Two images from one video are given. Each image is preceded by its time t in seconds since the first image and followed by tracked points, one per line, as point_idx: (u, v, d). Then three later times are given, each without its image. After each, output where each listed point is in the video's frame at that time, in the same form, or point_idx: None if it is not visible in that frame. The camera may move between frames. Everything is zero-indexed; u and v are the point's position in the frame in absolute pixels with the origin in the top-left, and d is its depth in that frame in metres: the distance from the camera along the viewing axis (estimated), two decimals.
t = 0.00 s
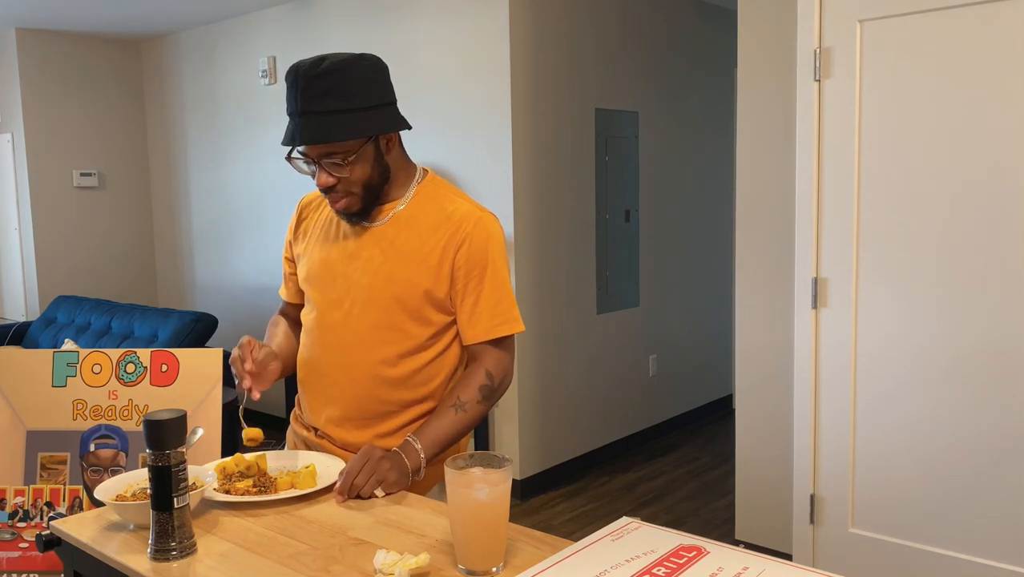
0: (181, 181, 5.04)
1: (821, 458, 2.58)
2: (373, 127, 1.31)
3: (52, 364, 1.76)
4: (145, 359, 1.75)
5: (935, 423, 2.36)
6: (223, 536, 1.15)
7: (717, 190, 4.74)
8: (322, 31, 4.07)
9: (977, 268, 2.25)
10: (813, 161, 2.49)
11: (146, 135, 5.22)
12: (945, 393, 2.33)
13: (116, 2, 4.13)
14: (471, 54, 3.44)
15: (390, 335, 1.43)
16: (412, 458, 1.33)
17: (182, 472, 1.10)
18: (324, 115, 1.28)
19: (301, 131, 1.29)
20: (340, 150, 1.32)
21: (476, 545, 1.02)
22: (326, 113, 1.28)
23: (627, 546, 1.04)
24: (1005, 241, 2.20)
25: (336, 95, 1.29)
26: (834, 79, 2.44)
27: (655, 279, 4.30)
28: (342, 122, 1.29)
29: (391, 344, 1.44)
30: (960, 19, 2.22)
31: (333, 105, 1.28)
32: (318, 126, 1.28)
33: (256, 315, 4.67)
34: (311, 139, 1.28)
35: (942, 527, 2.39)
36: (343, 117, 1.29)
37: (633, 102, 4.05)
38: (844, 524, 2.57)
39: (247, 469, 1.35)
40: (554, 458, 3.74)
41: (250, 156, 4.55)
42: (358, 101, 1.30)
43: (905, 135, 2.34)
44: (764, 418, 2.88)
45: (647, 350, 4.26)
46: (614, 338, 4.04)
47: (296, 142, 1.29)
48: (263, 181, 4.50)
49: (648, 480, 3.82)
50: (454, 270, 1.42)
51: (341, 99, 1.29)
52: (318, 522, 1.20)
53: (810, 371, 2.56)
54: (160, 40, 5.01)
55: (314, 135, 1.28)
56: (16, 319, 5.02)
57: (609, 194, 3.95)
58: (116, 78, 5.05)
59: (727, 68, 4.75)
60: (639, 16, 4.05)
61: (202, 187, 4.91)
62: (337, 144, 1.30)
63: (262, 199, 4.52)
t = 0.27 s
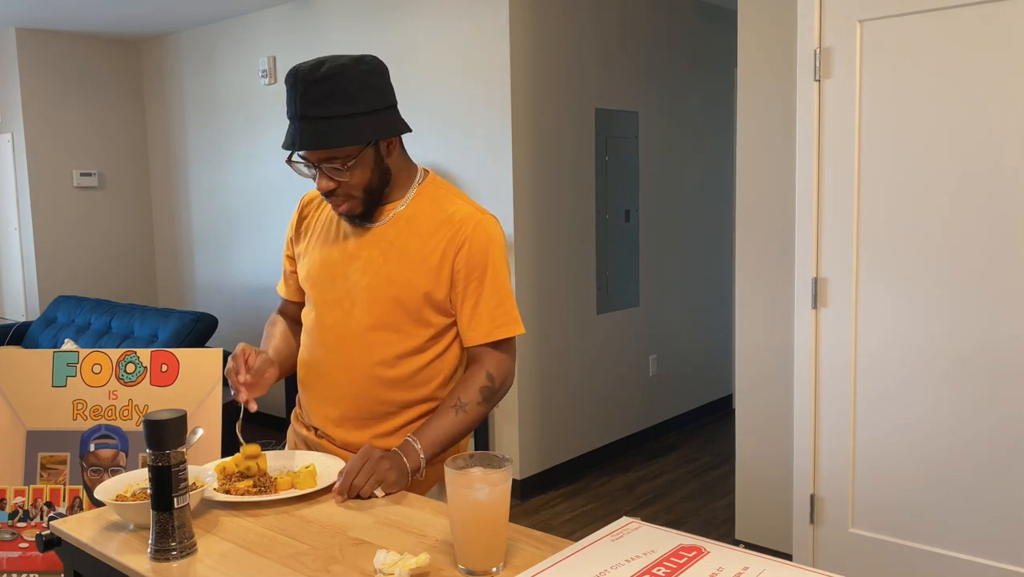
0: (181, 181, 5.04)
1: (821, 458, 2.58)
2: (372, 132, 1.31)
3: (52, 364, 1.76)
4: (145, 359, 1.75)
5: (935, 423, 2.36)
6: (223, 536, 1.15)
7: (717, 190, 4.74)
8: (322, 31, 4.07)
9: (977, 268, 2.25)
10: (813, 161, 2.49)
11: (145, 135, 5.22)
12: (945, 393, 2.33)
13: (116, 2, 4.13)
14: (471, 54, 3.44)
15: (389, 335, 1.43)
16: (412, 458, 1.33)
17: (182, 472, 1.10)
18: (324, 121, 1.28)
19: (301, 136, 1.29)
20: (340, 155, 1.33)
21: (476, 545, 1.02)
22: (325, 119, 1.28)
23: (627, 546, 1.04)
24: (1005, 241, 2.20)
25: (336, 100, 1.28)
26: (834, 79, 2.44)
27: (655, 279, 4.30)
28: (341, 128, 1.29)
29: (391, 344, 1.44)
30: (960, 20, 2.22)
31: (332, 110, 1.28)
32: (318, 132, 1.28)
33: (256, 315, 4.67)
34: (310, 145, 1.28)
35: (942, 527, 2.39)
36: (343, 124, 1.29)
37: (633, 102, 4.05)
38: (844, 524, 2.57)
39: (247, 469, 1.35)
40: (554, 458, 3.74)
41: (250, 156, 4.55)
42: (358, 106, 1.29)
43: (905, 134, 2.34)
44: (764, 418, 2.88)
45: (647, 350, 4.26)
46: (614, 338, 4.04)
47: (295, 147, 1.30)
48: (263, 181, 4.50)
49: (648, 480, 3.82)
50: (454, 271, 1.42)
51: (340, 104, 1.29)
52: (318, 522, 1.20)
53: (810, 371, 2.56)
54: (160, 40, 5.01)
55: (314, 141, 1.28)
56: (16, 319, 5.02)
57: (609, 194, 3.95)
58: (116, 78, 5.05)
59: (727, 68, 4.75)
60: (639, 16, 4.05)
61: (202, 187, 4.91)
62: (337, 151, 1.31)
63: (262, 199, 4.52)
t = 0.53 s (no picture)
0: (181, 181, 5.04)
1: (821, 458, 2.58)
2: (374, 134, 1.31)
3: (52, 364, 1.76)
4: (145, 359, 1.75)
5: (935, 423, 2.36)
6: (223, 536, 1.15)
7: (717, 191, 4.74)
8: (322, 31, 4.07)
9: (977, 268, 2.25)
10: (813, 161, 2.49)
11: (146, 135, 5.22)
12: (945, 394, 2.33)
13: (116, 2, 4.13)
14: (471, 54, 3.44)
15: (389, 335, 1.44)
16: (412, 459, 1.33)
17: (182, 472, 1.10)
18: (325, 123, 1.28)
19: (303, 138, 1.29)
20: (341, 157, 1.33)
21: (476, 545, 1.02)
22: (327, 121, 1.28)
23: (627, 546, 1.04)
24: (1005, 241, 2.20)
25: (337, 102, 1.28)
26: (834, 79, 2.44)
27: (655, 279, 4.30)
28: (343, 130, 1.29)
29: (391, 344, 1.44)
30: (960, 19, 2.22)
31: (334, 112, 1.28)
32: (320, 134, 1.28)
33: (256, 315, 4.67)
34: (312, 147, 1.28)
35: (942, 528, 2.39)
36: (345, 126, 1.29)
37: (633, 102, 4.05)
38: (843, 524, 2.57)
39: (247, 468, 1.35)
40: (554, 458, 3.74)
41: (250, 156, 4.55)
42: (360, 108, 1.29)
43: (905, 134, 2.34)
44: (764, 418, 2.88)
45: (647, 350, 4.26)
46: (614, 338, 4.04)
47: (297, 149, 1.30)
48: (263, 182, 4.50)
49: (648, 481, 3.82)
50: (454, 272, 1.42)
51: (341, 106, 1.29)
52: (318, 522, 1.20)
53: (810, 371, 2.56)
54: (161, 40, 5.01)
55: (315, 143, 1.28)
56: (16, 319, 5.02)
57: (609, 194, 3.95)
58: (116, 78, 5.05)
59: (727, 68, 4.75)
60: (639, 16, 4.05)
61: (202, 187, 4.91)
62: (338, 153, 1.31)
63: (262, 199, 4.53)
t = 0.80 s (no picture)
0: (181, 180, 5.04)
1: (821, 458, 2.58)
2: (379, 138, 1.31)
3: (52, 364, 1.76)
4: (145, 359, 1.75)
5: (934, 423, 2.36)
6: (223, 536, 1.15)
7: (717, 190, 4.74)
8: (322, 31, 4.07)
9: (977, 267, 2.25)
10: (813, 160, 2.49)
11: (145, 135, 5.22)
12: (945, 394, 2.33)
13: (116, 2, 4.13)
14: (471, 54, 3.44)
15: (390, 337, 1.44)
16: (412, 458, 1.33)
17: (182, 472, 1.10)
18: (331, 125, 1.28)
19: (308, 140, 1.29)
20: (346, 160, 1.32)
21: (476, 545, 1.02)
22: (332, 123, 1.28)
23: (627, 546, 1.04)
24: (1005, 241, 2.20)
25: (344, 105, 1.28)
26: (834, 79, 2.44)
27: (655, 279, 4.30)
28: (349, 134, 1.29)
29: (392, 346, 1.44)
30: (960, 19, 2.22)
31: (339, 114, 1.28)
32: (326, 137, 1.28)
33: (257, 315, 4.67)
34: (317, 149, 1.28)
35: (942, 528, 2.39)
36: (350, 129, 1.29)
37: (633, 102, 4.05)
38: (843, 525, 2.57)
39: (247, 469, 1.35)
40: (554, 458, 3.74)
41: (250, 156, 4.55)
42: (365, 112, 1.29)
43: (905, 134, 2.34)
44: (765, 418, 2.88)
45: (647, 350, 4.26)
46: (614, 338, 4.04)
47: (302, 152, 1.29)
48: (263, 182, 4.50)
49: (648, 480, 3.82)
50: (456, 274, 1.42)
51: (347, 110, 1.29)
52: (318, 522, 1.20)
53: (810, 371, 2.56)
54: (161, 40, 5.01)
55: (321, 145, 1.28)
56: (16, 319, 5.02)
57: (609, 194, 3.95)
58: (116, 77, 5.05)
59: (727, 68, 4.75)
60: (639, 16, 4.05)
61: (202, 187, 4.91)
62: (344, 156, 1.31)
63: (262, 199, 4.53)
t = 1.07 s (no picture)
0: (181, 180, 5.04)
1: (822, 458, 2.58)
2: (382, 137, 1.31)
3: (52, 364, 1.77)
4: (145, 359, 1.75)
5: (935, 423, 2.36)
6: (223, 536, 1.15)
7: (717, 190, 4.74)
8: (322, 31, 4.06)
9: (977, 268, 2.25)
10: (813, 159, 2.49)
11: (146, 135, 5.22)
12: (945, 394, 2.33)
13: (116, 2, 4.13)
14: (472, 54, 3.44)
15: (389, 338, 1.44)
16: (411, 459, 1.33)
17: (182, 472, 1.10)
18: (334, 124, 1.28)
19: (311, 138, 1.29)
20: (349, 159, 1.32)
21: (476, 545, 1.02)
22: (335, 122, 1.28)
23: (626, 546, 1.04)
24: (1005, 241, 2.20)
25: (348, 105, 1.28)
26: (834, 79, 2.44)
27: (655, 279, 4.30)
28: (352, 133, 1.29)
29: (391, 347, 1.44)
30: (960, 19, 2.22)
31: (343, 114, 1.28)
32: (328, 136, 1.28)
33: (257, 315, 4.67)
34: (320, 148, 1.28)
35: (942, 528, 2.39)
36: (354, 129, 1.29)
37: (633, 102, 4.05)
38: (844, 525, 2.57)
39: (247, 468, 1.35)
40: (554, 458, 3.74)
41: (250, 155, 4.55)
42: (369, 111, 1.29)
43: (905, 135, 2.34)
44: (765, 418, 2.88)
45: (647, 350, 4.26)
46: (614, 338, 4.04)
47: (305, 150, 1.29)
48: (263, 182, 4.50)
49: (648, 481, 3.82)
50: (455, 277, 1.42)
51: (351, 108, 1.29)
52: (318, 522, 1.20)
53: (810, 372, 2.56)
54: (161, 40, 5.01)
55: (323, 144, 1.28)
56: (16, 319, 5.02)
57: (610, 194, 3.95)
58: (116, 77, 5.05)
59: (727, 68, 4.75)
60: (639, 15, 4.05)
61: (201, 187, 4.91)
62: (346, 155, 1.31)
63: (262, 198, 4.52)
